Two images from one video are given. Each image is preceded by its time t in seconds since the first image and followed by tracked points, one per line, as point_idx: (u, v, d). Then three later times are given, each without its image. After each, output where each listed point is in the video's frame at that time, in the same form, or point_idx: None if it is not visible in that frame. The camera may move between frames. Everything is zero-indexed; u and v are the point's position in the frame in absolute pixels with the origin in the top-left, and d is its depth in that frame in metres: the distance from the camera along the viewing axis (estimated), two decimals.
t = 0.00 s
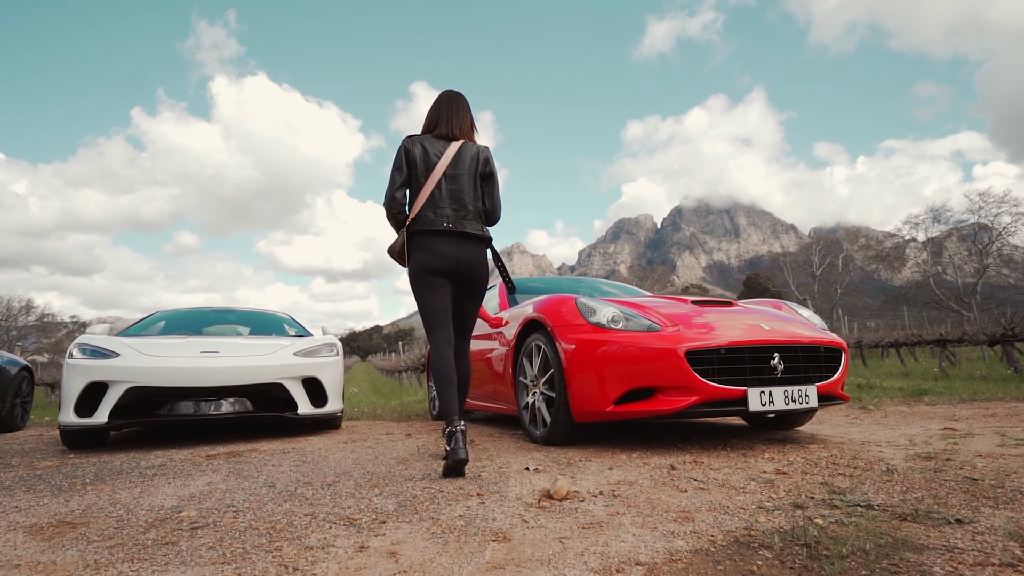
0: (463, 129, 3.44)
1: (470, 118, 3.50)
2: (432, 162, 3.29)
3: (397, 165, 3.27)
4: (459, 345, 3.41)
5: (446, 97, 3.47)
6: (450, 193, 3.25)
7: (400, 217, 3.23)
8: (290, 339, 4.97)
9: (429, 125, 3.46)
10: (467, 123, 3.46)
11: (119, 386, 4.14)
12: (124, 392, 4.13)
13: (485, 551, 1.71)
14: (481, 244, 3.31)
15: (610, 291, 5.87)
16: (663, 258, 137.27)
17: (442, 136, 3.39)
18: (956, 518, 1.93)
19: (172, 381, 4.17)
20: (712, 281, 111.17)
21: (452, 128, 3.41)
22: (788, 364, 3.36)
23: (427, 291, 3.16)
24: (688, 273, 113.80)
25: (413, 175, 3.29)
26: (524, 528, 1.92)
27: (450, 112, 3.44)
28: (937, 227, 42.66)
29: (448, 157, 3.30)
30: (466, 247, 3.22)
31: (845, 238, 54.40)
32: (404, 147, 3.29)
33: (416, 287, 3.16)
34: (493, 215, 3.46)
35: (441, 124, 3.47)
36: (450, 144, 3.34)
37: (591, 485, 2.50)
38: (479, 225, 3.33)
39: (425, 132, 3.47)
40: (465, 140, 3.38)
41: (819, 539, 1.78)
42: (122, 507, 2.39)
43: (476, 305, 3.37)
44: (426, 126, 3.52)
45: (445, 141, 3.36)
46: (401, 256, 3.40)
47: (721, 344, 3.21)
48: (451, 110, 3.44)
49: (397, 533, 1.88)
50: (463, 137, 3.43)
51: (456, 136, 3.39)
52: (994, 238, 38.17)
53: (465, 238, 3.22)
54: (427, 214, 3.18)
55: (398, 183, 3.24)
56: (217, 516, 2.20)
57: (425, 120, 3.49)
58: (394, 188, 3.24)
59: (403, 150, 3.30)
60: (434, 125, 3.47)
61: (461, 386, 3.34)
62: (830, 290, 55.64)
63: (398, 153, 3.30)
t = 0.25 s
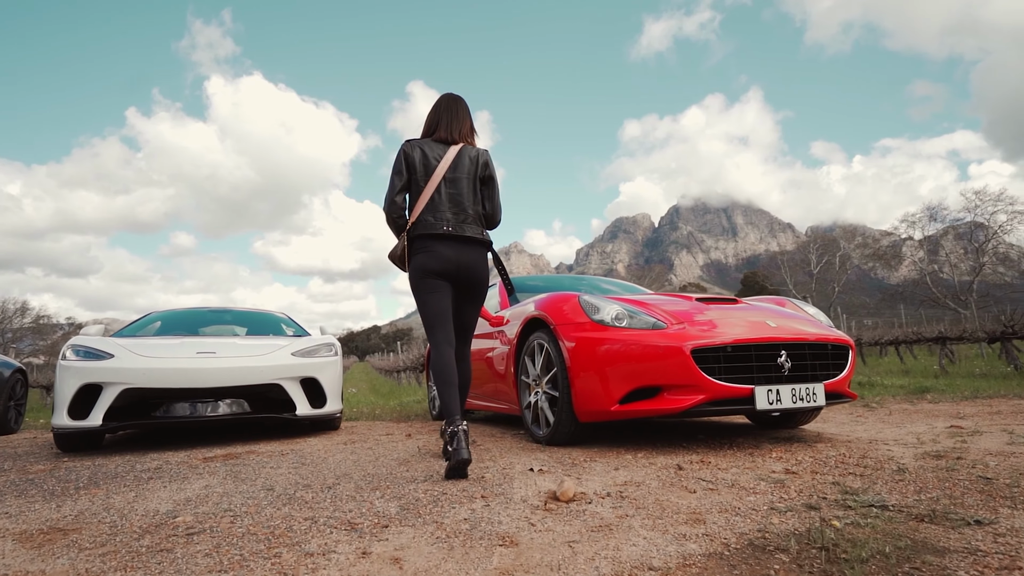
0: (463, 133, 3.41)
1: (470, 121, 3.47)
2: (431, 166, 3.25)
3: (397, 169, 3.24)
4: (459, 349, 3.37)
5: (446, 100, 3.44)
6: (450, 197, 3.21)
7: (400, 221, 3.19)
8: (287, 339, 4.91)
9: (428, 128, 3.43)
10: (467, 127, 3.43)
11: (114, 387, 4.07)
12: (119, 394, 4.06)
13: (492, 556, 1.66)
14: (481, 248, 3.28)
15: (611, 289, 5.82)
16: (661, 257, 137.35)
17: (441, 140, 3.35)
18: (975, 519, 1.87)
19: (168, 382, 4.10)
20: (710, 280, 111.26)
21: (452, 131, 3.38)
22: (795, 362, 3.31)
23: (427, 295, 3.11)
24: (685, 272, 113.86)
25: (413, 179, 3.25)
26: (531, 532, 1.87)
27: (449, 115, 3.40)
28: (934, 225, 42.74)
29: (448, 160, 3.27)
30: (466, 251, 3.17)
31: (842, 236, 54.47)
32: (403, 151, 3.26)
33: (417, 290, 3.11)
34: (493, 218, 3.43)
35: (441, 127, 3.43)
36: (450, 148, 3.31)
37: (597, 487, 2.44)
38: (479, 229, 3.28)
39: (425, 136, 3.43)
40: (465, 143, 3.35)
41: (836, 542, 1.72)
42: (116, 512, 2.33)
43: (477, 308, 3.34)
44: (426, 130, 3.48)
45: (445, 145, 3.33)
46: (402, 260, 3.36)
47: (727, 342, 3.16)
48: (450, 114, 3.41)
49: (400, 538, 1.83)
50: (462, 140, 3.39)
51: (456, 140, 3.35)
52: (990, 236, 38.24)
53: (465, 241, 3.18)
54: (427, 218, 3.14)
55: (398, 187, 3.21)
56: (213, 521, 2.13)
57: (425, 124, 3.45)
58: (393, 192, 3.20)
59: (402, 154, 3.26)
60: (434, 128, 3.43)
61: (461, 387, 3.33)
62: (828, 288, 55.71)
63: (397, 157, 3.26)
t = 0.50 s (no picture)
0: (462, 138, 3.38)
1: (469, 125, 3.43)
2: (431, 171, 3.21)
3: (396, 174, 3.20)
4: (460, 351, 3.31)
5: (446, 103, 3.39)
6: (449, 202, 3.18)
7: (399, 226, 3.16)
8: (285, 339, 4.84)
9: (427, 132, 3.39)
10: (467, 131, 3.39)
11: (109, 389, 4.00)
12: (114, 396, 3.99)
13: (500, 563, 1.60)
14: (481, 252, 3.24)
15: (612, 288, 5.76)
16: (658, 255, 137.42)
17: (440, 144, 3.31)
18: (997, 523, 1.81)
19: (163, 384, 4.03)
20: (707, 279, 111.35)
21: (452, 136, 3.34)
22: (802, 360, 3.25)
23: (427, 298, 3.07)
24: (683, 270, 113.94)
25: (413, 184, 3.21)
26: (538, 537, 1.81)
27: (449, 120, 3.36)
28: (931, 223, 42.80)
29: (447, 165, 3.23)
30: (466, 256, 3.14)
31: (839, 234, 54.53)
32: (402, 156, 3.22)
33: (416, 294, 3.08)
34: (493, 223, 3.39)
35: (440, 131, 3.40)
36: (449, 153, 3.27)
37: (604, 490, 2.38)
38: (478, 233, 3.24)
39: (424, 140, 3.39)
40: (464, 148, 3.31)
41: (856, 546, 1.66)
42: (110, 518, 2.26)
43: (478, 310, 3.30)
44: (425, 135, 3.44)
45: (444, 149, 3.29)
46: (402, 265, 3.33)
47: (734, 340, 3.10)
48: (450, 118, 3.37)
49: (404, 544, 1.76)
50: (462, 145, 3.36)
51: (455, 145, 3.32)
52: (987, 233, 38.31)
53: (465, 246, 3.14)
54: (427, 223, 3.10)
55: (398, 192, 3.17)
56: (210, 527, 2.06)
57: (424, 129, 3.42)
58: (393, 198, 3.16)
59: (401, 160, 3.22)
60: (434, 132, 3.39)
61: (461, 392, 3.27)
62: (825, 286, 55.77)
63: (396, 162, 3.22)
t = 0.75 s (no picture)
0: (463, 141, 3.33)
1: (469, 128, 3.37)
2: (430, 174, 3.16)
3: (396, 176, 3.14)
4: (460, 352, 3.25)
5: (447, 106, 3.33)
6: (448, 206, 3.13)
7: (399, 230, 3.10)
8: (283, 339, 4.77)
9: (427, 135, 3.34)
10: (467, 135, 3.34)
11: (103, 390, 3.93)
12: (108, 397, 3.92)
13: (508, 572, 1.54)
14: (481, 256, 3.18)
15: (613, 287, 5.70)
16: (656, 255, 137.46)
17: (440, 147, 3.26)
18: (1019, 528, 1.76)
19: (159, 385, 3.96)
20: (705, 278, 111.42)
21: (452, 138, 3.29)
22: (810, 360, 3.20)
23: (428, 302, 3.02)
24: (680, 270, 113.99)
25: (412, 187, 3.15)
26: (546, 543, 1.74)
27: (449, 123, 3.31)
28: (928, 222, 42.85)
29: (447, 168, 3.17)
30: (466, 260, 3.09)
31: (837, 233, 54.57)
32: (401, 159, 3.16)
33: (417, 298, 3.03)
34: (491, 226, 3.31)
35: (440, 134, 3.34)
36: (449, 156, 3.21)
37: (611, 493, 2.32)
38: (478, 237, 3.18)
39: (424, 143, 3.34)
40: (464, 151, 3.26)
41: (876, 552, 1.60)
42: (102, 523, 2.19)
43: (478, 310, 3.23)
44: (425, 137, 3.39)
45: (443, 151, 3.23)
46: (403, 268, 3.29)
47: (741, 339, 3.04)
48: (451, 121, 3.32)
49: (407, 551, 1.70)
50: (462, 148, 3.30)
51: (455, 148, 3.27)
52: (984, 232, 38.36)
53: (465, 250, 3.09)
54: (426, 226, 3.05)
55: (398, 195, 3.11)
56: (206, 533, 2.00)
57: (424, 132, 3.36)
58: (393, 200, 3.11)
59: (400, 162, 3.17)
60: (434, 134, 3.34)
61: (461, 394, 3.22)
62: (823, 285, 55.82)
63: (396, 164, 3.16)
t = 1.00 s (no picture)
0: (463, 142, 3.26)
1: (470, 130, 3.30)
2: (430, 176, 3.09)
3: (396, 177, 3.07)
4: (461, 352, 3.17)
5: (448, 107, 3.26)
6: (448, 208, 3.07)
7: (398, 231, 3.04)
8: (280, 340, 4.70)
9: (427, 136, 3.28)
10: (467, 137, 3.28)
11: (96, 393, 3.85)
12: (102, 400, 3.84)
13: None
14: (481, 257, 3.12)
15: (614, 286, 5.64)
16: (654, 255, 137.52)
17: (440, 148, 3.19)
18: None
19: (153, 387, 3.88)
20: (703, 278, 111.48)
21: (452, 140, 3.22)
22: (818, 359, 3.14)
23: (428, 305, 2.97)
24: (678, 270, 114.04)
25: (412, 189, 3.09)
26: (554, 552, 1.68)
27: (451, 124, 3.24)
28: (925, 221, 42.89)
29: (447, 170, 3.11)
30: (465, 261, 3.03)
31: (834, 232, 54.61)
32: (401, 159, 3.10)
33: (417, 302, 2.98)
34: (490, 229, 3.24)
35: (441, 135, 3.28)
36: (449, 158, 3.15)
37: (618, 497, 2.25)
38: (478, 239, 3.12)
39: (424, 143, 3.27)
40: (463, 154, 3.20)
41: (899, 559, 1.54)
42: (92, 532, 2.11)
43: (479, 309, 3.16)
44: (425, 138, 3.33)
45: (443, 152, 3.16)
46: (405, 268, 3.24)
47: (748, 339, 2.98)
48: (452, 122, 3.25)
49: (410, 561, 1.63)
50: (462, 149, 3.24)
51: (455, 149, 3.20)
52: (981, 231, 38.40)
53: (464, 252, 3.03)
54: (425, 228, 2.99)
55: (398, 196, 3.05)
56: (199, 542, 1.92)
57: (425, 132, 3.30)
58: (393, 201, 3.04)
59: (400, 162, 3.10)
60: (435, 134, 3.27)
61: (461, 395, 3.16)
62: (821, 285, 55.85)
63: (395, 165, 3.10)
